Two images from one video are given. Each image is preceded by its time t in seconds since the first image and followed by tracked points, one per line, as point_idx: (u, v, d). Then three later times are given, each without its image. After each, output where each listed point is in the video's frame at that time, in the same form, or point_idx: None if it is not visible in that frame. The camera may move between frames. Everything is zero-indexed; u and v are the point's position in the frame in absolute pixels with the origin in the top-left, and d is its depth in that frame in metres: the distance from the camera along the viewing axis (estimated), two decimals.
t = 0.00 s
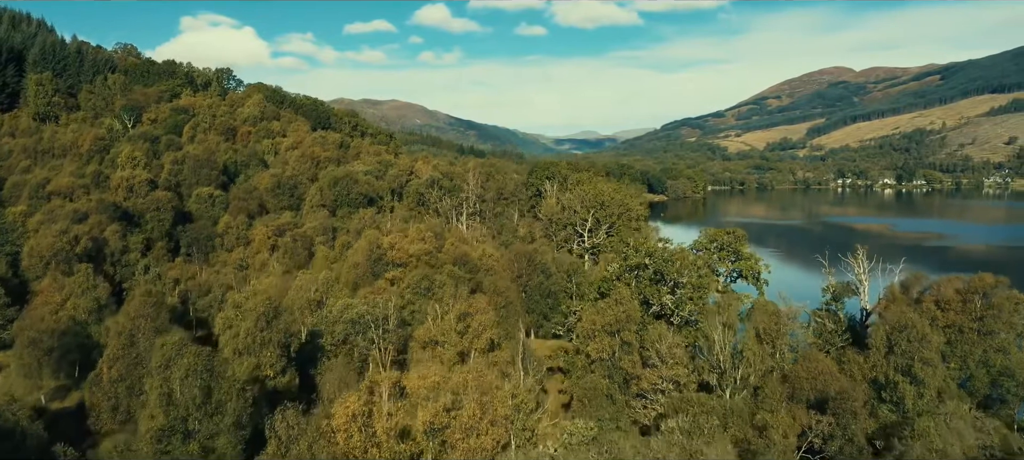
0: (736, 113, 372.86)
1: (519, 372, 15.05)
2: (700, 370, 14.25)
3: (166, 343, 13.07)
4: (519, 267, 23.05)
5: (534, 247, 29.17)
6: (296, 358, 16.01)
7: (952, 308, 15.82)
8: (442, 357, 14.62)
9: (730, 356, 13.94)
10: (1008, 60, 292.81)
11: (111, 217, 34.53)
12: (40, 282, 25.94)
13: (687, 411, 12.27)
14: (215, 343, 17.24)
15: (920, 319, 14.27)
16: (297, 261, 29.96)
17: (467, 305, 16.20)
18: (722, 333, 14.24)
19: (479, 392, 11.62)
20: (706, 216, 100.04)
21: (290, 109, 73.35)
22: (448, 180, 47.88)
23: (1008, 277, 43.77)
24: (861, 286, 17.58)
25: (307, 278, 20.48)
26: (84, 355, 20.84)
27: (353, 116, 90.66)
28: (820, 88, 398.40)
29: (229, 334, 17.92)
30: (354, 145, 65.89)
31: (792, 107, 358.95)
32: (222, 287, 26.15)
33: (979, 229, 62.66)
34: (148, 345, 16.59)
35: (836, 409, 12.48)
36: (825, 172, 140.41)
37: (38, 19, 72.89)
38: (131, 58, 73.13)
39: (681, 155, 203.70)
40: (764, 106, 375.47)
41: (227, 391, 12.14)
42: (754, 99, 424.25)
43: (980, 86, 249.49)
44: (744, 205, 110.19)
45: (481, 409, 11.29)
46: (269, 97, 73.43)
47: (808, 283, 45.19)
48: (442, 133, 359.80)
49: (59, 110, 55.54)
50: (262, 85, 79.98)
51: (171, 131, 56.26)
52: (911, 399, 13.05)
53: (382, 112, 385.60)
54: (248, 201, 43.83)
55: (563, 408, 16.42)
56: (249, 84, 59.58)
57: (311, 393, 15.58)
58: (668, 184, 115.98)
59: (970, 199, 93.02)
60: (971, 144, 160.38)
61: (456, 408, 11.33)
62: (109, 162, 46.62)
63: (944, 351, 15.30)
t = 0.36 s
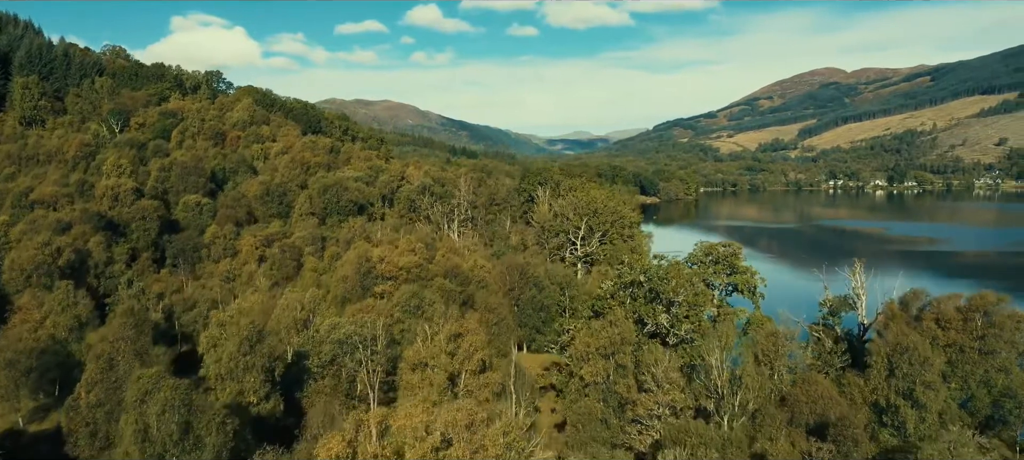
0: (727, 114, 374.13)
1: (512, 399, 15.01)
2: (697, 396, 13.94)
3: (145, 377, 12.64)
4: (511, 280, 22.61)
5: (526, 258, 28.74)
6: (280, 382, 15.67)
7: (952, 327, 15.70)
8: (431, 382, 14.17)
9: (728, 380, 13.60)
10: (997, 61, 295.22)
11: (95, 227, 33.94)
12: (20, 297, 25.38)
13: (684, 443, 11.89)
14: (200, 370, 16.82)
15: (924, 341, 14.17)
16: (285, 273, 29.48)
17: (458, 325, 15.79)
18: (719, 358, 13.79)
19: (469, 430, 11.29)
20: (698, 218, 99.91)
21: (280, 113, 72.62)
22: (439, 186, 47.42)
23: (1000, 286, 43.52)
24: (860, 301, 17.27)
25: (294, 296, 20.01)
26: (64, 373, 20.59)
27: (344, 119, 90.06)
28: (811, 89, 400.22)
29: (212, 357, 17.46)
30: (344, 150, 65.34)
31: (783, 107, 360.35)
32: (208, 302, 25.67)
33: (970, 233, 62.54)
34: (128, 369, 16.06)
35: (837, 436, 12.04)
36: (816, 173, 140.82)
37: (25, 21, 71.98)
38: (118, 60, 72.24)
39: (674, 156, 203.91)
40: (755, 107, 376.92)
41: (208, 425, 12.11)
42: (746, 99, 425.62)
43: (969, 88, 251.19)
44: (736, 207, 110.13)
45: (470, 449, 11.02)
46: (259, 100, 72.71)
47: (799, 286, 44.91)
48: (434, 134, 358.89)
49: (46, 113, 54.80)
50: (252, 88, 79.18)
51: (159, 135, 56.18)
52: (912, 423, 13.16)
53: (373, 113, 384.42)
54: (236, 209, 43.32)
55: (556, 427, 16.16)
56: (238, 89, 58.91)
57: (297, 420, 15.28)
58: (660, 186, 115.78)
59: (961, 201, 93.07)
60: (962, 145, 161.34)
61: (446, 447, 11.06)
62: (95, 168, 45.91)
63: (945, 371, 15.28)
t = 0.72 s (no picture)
0: (717, 115, 375.69)
1: (502, 425, 14.61)
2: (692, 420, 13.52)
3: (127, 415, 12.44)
4: (502, 294, 22.18)
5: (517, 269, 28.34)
6: (263, 407, 15.25)
7: (950, 345, 15.82)
8: (418, 407, 13.77)
9: (724, 406, 13.06)
10: (983, 63, 298.36)
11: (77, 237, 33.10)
12: None
13: None
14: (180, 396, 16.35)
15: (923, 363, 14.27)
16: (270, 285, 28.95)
17: (446, 345, 15.41)
18: (714, 381, 13.42)
19: None
20: (688, 220, 99.87)
21: (268, 117, 71.82)
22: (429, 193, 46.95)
23: (990, 294, 43.31)
24: (854, 316, 17.05)
25: (278, 313, 19.51)
26: (40, 393, 20.02)
27: (334, 123, 89.39)
28: (800, 90, 402.60)
29: (194, 379, 16.96)
30: (333, 155, 64.69)
31: (772, 108, 362.23)
32: (191, 316, 25.12)
33: (960, 237, 62.50)
34: (105, 394, 15.54)
35: None
36: (806, 174, 141.43)
37: (8, 23, 70.85)
38: (104, 61, 71.22)
39: (664, 157, 204.31)
40: (745, 109, 378.85)
41: None
42: (735, 100, 427.43)
43: (956, 89, 253.50)
44: (726, 208, 110.07)
45: None
46: (246, 103, 71.80)
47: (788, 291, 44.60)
48: (424, 135, 358.05)
49: (30, 117, 53.87)
50: (239, 91, 78.26)
51: (144, 140, 55.56)
52: (912, 447, 13.16)
53: (363, 113, 382.90)
54: (222, 217, 42.65)
55: (547, 452, 15.70)
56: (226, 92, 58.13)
57: (280, 446, 14.88)
58: (651, 188, 115.61)
59: (949, 203, 93.30)
60: (950, 147, 162.66)
61: None
62: (77, 175, 45.10)
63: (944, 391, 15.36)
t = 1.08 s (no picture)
0: (706, 115, 377.30)
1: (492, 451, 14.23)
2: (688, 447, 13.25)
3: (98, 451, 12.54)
4: (491, 308, 21.81)
5: (507, 281, 27.88)
6: (246, 434, 14.78)
7: (949, 364, 15.65)
8: (407, 433, 13.33)
9: (721, 435, 12.83)
10: (969, 64, 301.38)
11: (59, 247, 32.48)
12: None
13: None
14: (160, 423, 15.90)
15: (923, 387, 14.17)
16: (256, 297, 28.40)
17: (433, 367, 15.02)
18: (712, 408, 13.22)
19: None
20: (678, 221, 99.85)
21: (255, 120, 71.07)
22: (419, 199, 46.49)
23: (981, 302, 43.25)
24: (850, 333, 16.92)
25: (262, 332, 19.04)
26: (16, 413, 18.90)
27: (323, 127, 88.75)
28: (789, 91, 405.14)
29: (174, 403, 16.45)
30: (321, 160, 64.07)
31: (761, 109, 364.24)
32: (173, 332, 24.62)
33: (949, 241, 62.60)
34: (81, 422, 15.11)
35: None
36: (795, 176, 142.15)
37: None
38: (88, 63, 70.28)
39: (655, 158, 204.71)
40: (734, 109, 380.62)
41: None
42: (724, 101, 429.23)
43: (944, 90, 255.81)
44: (716, 210, 110.21)
45: None
46: (234, 107, 71.03)
47: (779, 299, 44.38)
48: (414, 135, 357.22)
49: (12, 121, 53.01)
50: (227, 94, 77.41)
51: (130, 144, 55.05)
52: None
53: (352, 114, 381.48)
54: (208, 225, 42.01)
55: None
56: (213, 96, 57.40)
57: None
58: (641, 189, 115.58)
59: (937, 205, 93.70)
60: (938, 148, 164.04)
61: None
62: (60, 181, 44.36)
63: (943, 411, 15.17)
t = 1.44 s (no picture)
0: (695, 116, 378.91)
1: None
2: None
3: None
4: (481, 322, 21.32)
5: (499, 292, 27.48)
6: None
7: (947, 384, 15.45)
8: None
9: None
10: (954, 66, 304.74)
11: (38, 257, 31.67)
12: None
13: None
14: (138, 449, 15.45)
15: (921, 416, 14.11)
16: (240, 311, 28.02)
17: (421, 391, 14.65)
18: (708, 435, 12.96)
19: None
20: (667, 223, 99.86)
21: (242, 124, 70.23)
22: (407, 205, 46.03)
23: (970, 316, 43.40)
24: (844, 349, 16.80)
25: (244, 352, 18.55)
26: None
27: (311, 131, 87.96)
28: (776, 92, 407.91)
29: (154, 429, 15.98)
30: (308, 165, 63.40)
31: (749, 109, 366.39)
32: (154, 348, 24.04)
33: (937, 245, 62.84)
34: (54, 450, 14.59)
35: None
36: (784, 177, 142.82)
37: None
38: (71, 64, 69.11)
39: (644, 159, 205.09)
40: (723, 110, 382.45)
41: None
42: (712, 101, 431.23)
43: (930, 92, 258.46)
44: (705, 211, 110.28)
45: None
46: (220, 111, 70.16)
47: (769, 315, 44.23)
48: (402, 136, 356.00)
49: None
50: (212, 98, 76.47)
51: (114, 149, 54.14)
52: None
53: (341, 114, 379.53)
54: (192, 234, 41.27)
55: None
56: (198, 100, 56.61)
57: None
58: (630, 191, 115.27)
59: (923, 206, 94.36)
60: (924, 149, 165.47)
61: None
62: (41, 188, 43.44)
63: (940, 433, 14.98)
